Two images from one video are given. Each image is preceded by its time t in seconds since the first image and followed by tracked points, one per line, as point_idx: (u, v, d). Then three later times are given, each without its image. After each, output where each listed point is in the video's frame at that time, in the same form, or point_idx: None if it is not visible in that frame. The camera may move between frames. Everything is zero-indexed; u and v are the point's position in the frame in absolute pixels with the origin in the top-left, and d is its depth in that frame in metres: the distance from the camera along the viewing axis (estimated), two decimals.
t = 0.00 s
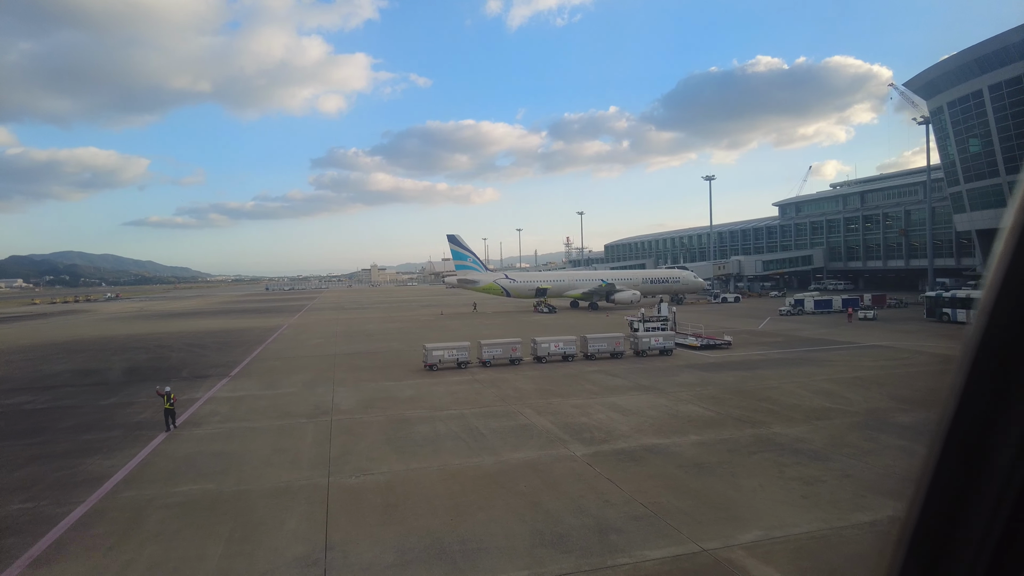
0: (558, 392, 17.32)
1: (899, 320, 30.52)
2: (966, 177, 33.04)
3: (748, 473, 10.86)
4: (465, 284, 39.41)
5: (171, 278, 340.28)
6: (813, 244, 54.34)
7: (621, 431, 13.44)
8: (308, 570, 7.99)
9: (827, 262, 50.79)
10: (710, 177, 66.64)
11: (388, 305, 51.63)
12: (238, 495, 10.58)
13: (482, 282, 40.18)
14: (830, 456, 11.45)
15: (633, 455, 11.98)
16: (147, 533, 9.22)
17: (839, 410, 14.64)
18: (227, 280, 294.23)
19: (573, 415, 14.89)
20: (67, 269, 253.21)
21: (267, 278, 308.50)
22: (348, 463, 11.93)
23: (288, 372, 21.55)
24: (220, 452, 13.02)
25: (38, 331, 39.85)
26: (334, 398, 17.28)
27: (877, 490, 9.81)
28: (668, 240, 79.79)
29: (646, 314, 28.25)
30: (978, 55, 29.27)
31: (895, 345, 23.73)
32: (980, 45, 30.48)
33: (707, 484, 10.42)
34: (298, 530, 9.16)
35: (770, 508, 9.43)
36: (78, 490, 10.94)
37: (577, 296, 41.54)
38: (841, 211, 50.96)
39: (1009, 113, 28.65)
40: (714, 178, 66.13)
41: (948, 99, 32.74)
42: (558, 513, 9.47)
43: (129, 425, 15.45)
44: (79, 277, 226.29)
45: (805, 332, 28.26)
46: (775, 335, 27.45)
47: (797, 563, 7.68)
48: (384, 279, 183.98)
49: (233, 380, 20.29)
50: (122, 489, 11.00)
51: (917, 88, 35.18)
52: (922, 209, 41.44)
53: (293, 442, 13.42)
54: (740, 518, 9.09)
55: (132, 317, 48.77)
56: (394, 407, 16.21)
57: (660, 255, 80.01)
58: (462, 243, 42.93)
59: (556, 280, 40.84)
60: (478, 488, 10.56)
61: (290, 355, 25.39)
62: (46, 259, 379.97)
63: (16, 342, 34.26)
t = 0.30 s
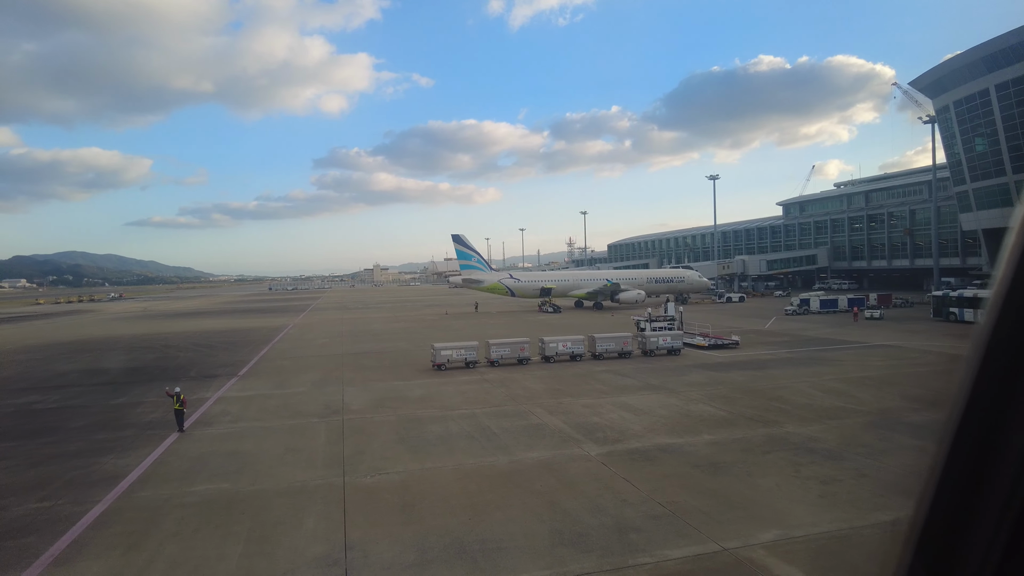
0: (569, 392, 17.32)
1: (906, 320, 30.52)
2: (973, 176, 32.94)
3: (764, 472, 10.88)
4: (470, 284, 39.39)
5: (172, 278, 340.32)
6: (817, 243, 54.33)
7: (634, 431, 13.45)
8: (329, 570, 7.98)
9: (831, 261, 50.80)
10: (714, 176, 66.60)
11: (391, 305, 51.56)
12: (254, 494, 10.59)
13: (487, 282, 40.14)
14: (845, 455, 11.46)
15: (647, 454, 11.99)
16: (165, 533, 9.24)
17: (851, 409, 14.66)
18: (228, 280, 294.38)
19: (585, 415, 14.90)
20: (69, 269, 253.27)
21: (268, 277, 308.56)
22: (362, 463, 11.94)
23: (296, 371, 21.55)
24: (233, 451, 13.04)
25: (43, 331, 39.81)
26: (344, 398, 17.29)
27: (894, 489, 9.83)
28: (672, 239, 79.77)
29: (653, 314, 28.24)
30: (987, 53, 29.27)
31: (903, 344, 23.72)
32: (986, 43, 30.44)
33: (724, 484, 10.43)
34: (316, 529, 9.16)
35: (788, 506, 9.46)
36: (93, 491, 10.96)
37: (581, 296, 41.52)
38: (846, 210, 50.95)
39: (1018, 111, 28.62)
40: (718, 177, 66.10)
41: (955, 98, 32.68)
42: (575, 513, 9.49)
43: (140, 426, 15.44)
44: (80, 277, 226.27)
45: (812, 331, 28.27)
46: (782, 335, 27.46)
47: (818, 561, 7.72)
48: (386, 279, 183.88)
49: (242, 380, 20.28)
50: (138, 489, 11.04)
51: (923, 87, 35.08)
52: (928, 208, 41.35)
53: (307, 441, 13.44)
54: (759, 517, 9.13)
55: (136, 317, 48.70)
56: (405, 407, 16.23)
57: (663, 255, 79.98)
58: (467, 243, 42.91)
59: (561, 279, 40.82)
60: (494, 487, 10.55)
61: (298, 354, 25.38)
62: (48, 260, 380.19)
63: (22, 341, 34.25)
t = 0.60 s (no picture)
0: (577, 392, 17.31)
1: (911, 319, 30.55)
2: (977, 176, 32.97)
3: (778, 472, 10.88)
4: (473, 284, 39.33)
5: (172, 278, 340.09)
6: (820, 242, 54.35)
7: (645, 431, 13.45)
8: (348, 570, 7.98)
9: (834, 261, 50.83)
10: (717, 176, 66.61)
11: (394, 305, 51.48)
12: (269, 494, 10.58)
13: (490, 282, 40.08)
14: (858, 455, 11.47)
15: (659, 454, 12.00)
16: (181, 533, 9.26)
17: (861, 409, 14.67)
18: (228, 280, 294.21)
19: (595, 414, 14.92)
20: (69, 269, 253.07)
21: (268, 277, 308.43)
22: (375, 463, 11.92)
23: (303, 371, 21.51)
24: (244, 451, 13.02)
25: (46, 331, 39.73)
26: (352, 398, 17.28)
27: (910, 489, 9.83)
28: (674, 239, 79.76)
29: (658, 314, 28.23)
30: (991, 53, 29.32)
31: (909, 344, 23.74)
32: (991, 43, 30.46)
33: (738, 484, 10.43)
34: (332, 529, 9.15)
35: (804, 506, 9.47)
36: (107, 492, 10.99)
37: (585, 296, 41.48)
38: (848, 210, 50.94)
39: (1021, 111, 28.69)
40: (721, 177, 66.14)
41: (959, 98, 32.72)
42: (591, 512, 9.50)
43: (149, 426, 15.43)
44: (81, 277, 226.21)
45: (818, 331, 28.27)
46: (788, 334, 27.47)
47: (839, 560, 7.73)
48: (387, 278, 183.72)
49: (248, 380, 20.25)
50: (151, 489, 11.06)
51: (926, 87, 35.12)
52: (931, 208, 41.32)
53: (318, 441, 13.45)
54: (776, 517, 9.13)
55: (138, 317, 48.57)
56: (414, 407, 16.21)
57: (666, 254, 79.96)
58: (471, 243, 42.88)
59: (565, 279, 40.79)
60: (509, 487, 10.55)
61: (303, 354, 25.33)
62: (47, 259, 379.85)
63: (25, 341, 34.18)
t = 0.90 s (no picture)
0: (587, 392, 17.30)
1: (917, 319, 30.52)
2: (983, 175, 32.97)
3: (792, 472, 10.87)
4: (477, 284, 39.27)
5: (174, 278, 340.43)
6: (824, 242, 54.35)
7: (657, 431, 13.44)
8: (367, 570, 7.97)
9: (838, 261, 50.87)
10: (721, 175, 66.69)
11: (397, 305, 51.45)
12: (283, 494, 10.57)
13: (494, 282, 40.05)
14: (871, 455, 11.46)
15: (672, 454, 11.98)
16: (198, 532, 9.26)
17: (872, 409, 14.67)
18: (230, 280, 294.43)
19: (605, 414, 14.91)
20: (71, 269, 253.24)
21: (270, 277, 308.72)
22: (387, 463, 11.92)
23: (310, 371, 21.51)
24: (256, 451, 13.02)
25: (52, 331, 39.75)
26: (361, 397, 17.27)
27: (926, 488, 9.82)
28: (677, 239, 79.70)
29: (664, 314, 28.20)
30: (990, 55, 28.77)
31: (916, 343, 23.70)
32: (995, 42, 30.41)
33: (753, 484, 10.43)
34: (349, 529, 9.14)
35: (821, 505, 9.45)
36: (122, 492, 11.02)
37: (589, 296, 41.41)
38: (852, 209, 50.89)
39: None
40: (724, 176, 66.11)
41: (965, 96, 32.61)
42: (608, 512, 9.50)
43: (159, 426, 15.43)
44: (83, 277, 226.51)
45: (824, 331, 28.23)
46: (794, 334, 27.45)
47: (859, 560, 7.72)
48: (388, 278, 183.66)
49: (257, 380, 20.24)
50: (165, 489, 11.05)
51: (931, 86, 35.03)
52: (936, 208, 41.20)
53: (329, 440, 13.44)
54: (793, 517, 9.11)
55: (143, 317, 48.59)
56: (424, 406, 16.21)
57: (668, 254, 79.89)
58: (475, 243, 42.85)
59: (569, 279, 40.76)
60: (523, 487, 10.53)
61: (310, 354, 25.32)
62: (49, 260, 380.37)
63: (30, 342, 34.19)
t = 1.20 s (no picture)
0: (598, 392, 17.28)
1: (925, 318, 30.45)
2: (991, 174, 32.93)
3: (810, 472, 10.85)
4: (483, 284, 39.28)
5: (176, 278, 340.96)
6: (829, 241, 54.28)
7: (671, 431, 13.44)
8: (389, 569, 7.97)
9: (844, 260, 50.88)
10: (726, 175, 66.67)
11: (402, 305, 51.44)
12: (301, 493, 10.58)
13: (500, 282, 40.04)
14: (888, 454, 11.45)
15: (688, 454, 11.98)
16: (217, 533, 9.26)
17: (886, 409, 14.65)
18: (232, 280, 294.89)
19: (618, 414, 14.90)
20: (75, 270, 253.99)
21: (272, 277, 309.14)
22: (403, 462, 11.92)
23: (319, 371, 21.51)
24: (270, 450, 13.04)
25: (59, 331, 39.83)
26: (373, 398, 17.28)
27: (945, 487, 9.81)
28: (681, 238, 79.60)
29: (672, 313, 28.17)
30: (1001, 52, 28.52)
31: (926, 343, 23.65)
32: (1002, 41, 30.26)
33: (771, 484, 10.42)
34: (369, 529, 9.14)
35: (841, 505, 9.45)
36: (140, 493, 11.03)
37: (595, 296, 41.38)
38: (858, 208, 50.77)
39: None
40: (729, 176, 65.92)
41: (973, 95, 32.51)
42: (627, 512, 9.50)
43: (172, 426, 15.44)
44: (86, 278, 227.04)
45: (832, 330, 28.18)
46: (802, 334, 27.40)
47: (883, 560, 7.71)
48: (391, 278, 183.73)
49: (266, 380, 20.25)
50: (182, 490, 11.09)
51: (940, 85, 34.94)
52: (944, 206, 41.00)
53: (343, 440, 13.45)
54: (814, 516, 9.11)
55: (148, 317, 48.62)
56: (435, 406, 16.21)
57: (673, 254, 79.80)
58: (480, 242, 42.85)
59: (575, 279, 40.75)
60: (540, 487, 10.53)
61: (318, 354, 25.34)
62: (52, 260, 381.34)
63: (38, 342, 34.25)
